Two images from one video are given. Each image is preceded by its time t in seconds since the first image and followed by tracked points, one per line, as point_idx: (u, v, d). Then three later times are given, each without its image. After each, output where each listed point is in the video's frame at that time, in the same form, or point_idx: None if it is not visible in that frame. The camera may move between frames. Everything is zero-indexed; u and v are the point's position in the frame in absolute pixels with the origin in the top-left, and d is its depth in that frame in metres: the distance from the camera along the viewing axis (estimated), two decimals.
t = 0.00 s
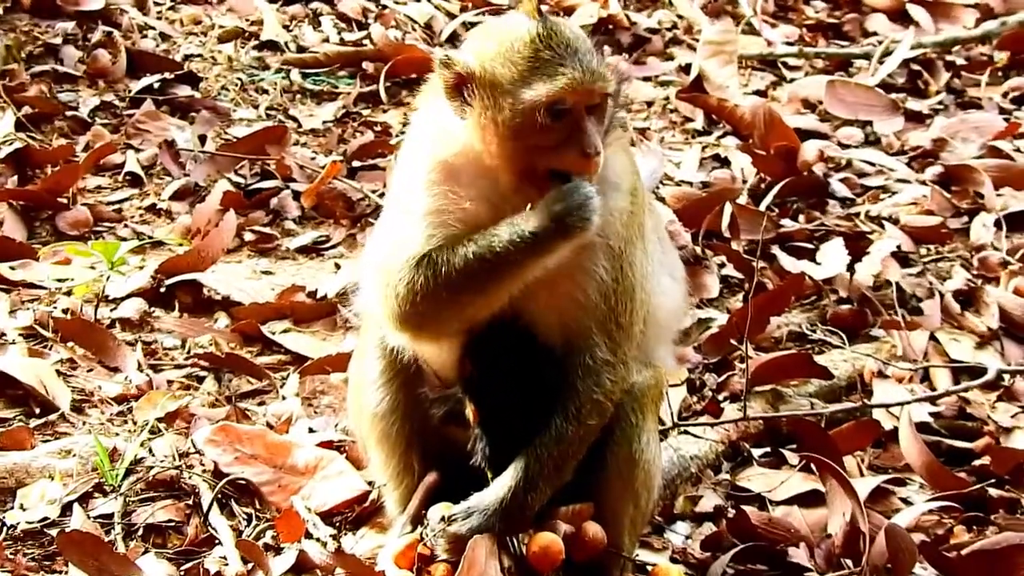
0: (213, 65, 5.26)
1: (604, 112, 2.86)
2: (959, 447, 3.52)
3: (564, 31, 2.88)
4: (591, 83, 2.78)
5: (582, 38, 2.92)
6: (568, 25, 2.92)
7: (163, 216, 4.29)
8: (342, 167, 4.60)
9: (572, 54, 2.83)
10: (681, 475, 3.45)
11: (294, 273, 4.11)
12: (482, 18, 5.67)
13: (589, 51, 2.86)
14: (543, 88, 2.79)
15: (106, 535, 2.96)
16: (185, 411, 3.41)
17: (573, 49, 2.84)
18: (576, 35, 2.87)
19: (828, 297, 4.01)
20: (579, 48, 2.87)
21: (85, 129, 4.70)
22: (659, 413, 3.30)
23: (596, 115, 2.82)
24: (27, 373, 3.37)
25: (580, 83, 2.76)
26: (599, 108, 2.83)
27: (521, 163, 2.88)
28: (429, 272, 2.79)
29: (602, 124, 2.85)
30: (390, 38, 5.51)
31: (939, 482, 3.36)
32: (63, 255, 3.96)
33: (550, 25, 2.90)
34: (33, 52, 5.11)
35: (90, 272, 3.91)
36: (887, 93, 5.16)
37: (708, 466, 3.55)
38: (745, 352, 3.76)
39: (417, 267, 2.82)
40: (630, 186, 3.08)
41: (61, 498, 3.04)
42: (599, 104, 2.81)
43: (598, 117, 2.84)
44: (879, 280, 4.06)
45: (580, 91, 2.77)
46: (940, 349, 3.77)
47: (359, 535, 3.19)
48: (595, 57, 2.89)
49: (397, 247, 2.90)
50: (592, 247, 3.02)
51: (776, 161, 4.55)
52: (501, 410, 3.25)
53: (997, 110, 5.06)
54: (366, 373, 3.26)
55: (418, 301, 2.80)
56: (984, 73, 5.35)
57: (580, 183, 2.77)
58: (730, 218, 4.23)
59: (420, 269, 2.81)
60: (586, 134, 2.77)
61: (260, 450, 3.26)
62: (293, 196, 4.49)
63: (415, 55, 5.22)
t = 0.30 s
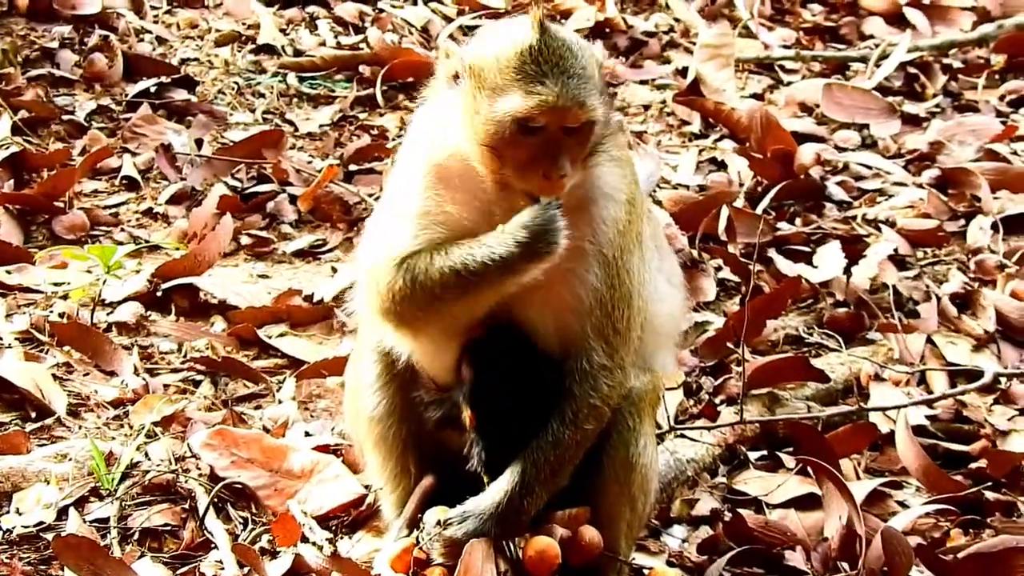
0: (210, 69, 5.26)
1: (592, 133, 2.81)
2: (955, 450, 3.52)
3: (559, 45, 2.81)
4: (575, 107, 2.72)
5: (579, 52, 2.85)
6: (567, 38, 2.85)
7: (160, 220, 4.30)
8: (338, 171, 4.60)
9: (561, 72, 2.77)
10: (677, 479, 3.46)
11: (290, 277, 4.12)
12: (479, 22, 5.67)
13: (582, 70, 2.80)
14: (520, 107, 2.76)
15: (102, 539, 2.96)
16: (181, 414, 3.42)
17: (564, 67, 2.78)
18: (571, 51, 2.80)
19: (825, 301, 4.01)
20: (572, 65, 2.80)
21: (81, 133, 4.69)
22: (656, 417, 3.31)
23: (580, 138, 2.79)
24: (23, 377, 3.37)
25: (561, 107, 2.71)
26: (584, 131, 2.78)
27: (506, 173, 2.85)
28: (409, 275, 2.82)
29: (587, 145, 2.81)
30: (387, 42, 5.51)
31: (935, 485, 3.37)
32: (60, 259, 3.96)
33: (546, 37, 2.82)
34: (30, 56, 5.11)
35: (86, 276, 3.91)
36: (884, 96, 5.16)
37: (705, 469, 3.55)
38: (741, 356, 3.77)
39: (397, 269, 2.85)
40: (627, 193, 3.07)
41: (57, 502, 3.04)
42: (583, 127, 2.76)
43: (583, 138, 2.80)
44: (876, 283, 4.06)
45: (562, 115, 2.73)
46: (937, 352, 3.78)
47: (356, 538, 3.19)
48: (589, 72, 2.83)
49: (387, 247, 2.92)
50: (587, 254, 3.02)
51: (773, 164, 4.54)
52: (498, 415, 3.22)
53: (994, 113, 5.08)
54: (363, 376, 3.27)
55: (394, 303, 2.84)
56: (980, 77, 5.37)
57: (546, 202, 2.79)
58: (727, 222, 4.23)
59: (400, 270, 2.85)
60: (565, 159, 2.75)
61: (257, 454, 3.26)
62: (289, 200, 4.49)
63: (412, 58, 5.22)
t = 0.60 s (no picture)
0: (207, 70, 5.26)
1: (567, 146, 2.76)
2: (952, 453, 3.53)
3: (539, 54, 2.71)
4: (543, 124, 2.67)
5: (563, 61, 2.76)
6: (552, 45, 2.74)
7: (156, 221, 4.30)
8: (335, 172, 4.60)
9: (533, 85, 2.69)
10: (674, 480, 3.46)
11: (287, 278, 4.12)
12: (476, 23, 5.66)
13: (556, 83, 2.71)
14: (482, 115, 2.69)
15: (99, 540, 2.96)
16: (177, 416, 3.42)
17: (538, 79, 2.70)
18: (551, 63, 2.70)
19: (822, 302, 4.02)
20: (551, 77, 2.71)
21: (78, 134, 4.69)
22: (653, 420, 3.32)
23: (551, 154, 2.73)
24: (20, 379, 3.37)
25: (524, 124, 2.66)
26: (555, 147, 2.73)
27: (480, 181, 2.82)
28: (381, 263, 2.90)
29: (560, 159, 2.75)
30: (384, 43, 5.51)
31: (932, 487, 3.37)
32: (56, 260, 3.96)
33: (530, 46, 2.71)
34: (27, 57, 5.10)
35: (83, 277, 3.90)
36: (881, 99, 5.15)
37: (701, 471, 3.55)
38: (738, 358, 3.77)
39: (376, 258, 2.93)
40: (623, 197, 3.07)
41: (54, 503, 3.04)
42: (552, 142, 2.71)
43: (554, 152, 2.74)
44: (873, 285, 4.07)
45: (525, 130, 2.67)
46: (933, 354, 3.78)
47: (352, 540, 3.19)
48: (570, 84, 2.75)
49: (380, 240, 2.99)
50: (581, 257, 3.03)
51: (770, 165, 4.56)
52: (496, 417, 3.19)
53: (991, 115, 5.08)
54: (360, 377, 3.27)
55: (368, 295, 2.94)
56: (977, 79, 5.38)
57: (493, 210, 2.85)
58: (724, 223, 4.23)
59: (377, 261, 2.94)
60: (532, 174, 2.74)
61: (253, 455, 3.26)
62: (286, 201, 4.49)
63: (410, 60, 5.22)
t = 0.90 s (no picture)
0: (204, 71, 5.26)
1: (520, 132, 2.83)
2: (948, 453, 3.53)
3: (498, 41, 2.80)
4: (487, 106, 2.75)
5: (524, 50, 2.83)
6: (513, 34, 2.82)
7: (154, 222, 4.30)
8: (332, 173, 4.61)
9: (486, 69, 2.78)
10: (670, 480, 3.46)
11: (284, 279, 4.13)
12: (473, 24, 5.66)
13: (509, 70, 2.80)
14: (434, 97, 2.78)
15: (95, 540, 2.97)
16: (174, 416, 3.42)
17: (490, 63, 2.78)
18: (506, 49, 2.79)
19: (818, 303, 4.02)
20: (505, 62, 2.80)
21: (76, 135, 4.70)
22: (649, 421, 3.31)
23: (503, 137, 2.83)
24: (17, 380, 3.38)
25: (470, 108, 2.74)
26: (507, 133, 2.82)
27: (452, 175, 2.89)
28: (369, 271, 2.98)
29: (515, 144, 2.84)
30: (381, 43, 5.51)
31: (927, 487, 3.38)
32: (53, 261, 3.97)
33: (498, 33, 2.80)
34: (24, 58, 5.11)
35: (80, 278, 3.90)
36: (878, 99, 5.15)
37: (697, 471, 3.56)
38: (734, 358, 3.77)
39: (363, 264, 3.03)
40: (618, 197, 3.04)
41: (50, 503, 3.05)
42: (503, 126, 2.80)
43: (506, 140, 2.84)
44: (869, 286, 4.07)
45: (474, 114, 2.76)
46: (930, 354, 3.79)
47: (349, 540, 3.20)
48: (528, 71, 2.83)
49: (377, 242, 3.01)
50: (575, 256, 3.00)
51: (767, 166, 4.56)
52: (497, 415, 3.22)
53: (988, 116, 5.09)
54: (358, 377, 3.27)
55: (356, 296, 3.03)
56: (974, 79, 5.39)
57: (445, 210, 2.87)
58: (720, 224, 4.23)
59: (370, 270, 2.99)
60: (482, 162, 2.79)
61: (250, 455, 3.26)
62: (283, 202, 4.50)
63: (407, 60, 5.22)
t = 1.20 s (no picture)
0: (200, 70, 5.27)
1: (495, 140, 2.84)
2: (943, 452, 3.54)
3: (469, 52, 2.86)
4: (458, 116, 2.78)
5: (495, 58, 2.88)
6: (484, 43, 2.88)
7: (150, 221, 4.31)
8: (328, 172, 4.62)
9: (456, 79, 2.82)
10: (665, 479, 3.47)
11: (280, 278, 4.14)
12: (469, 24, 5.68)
13: (478, 79, 2.83)
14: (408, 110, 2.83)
15: (93, 537, 2.97)
16: (171, 414, 3.42)
17: (460, 73, 2.83)
18: (476, 58, 2.84)
19: (814, 303, 4.03)
20: (476, 71, 2.84)
21: (72, 134, 4.71)
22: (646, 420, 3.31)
23: (478, 146, 2.82)
24: (14, 377, 3.38)
25: (443, 118, 2.77)
26: (481, 141, 2.82)
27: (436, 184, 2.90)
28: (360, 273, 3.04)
29: (492, 154, 2.84)
30: (377, 43, 5.52)
31: (923, 486, 3.38)
32: (51, 259, 3.97)
33: (470, 42, 2.88)
34: (21, 57, 5.12)
35: (77, 276, 3.91)
36: (873, 100, 5.16)
37: (693, 470, 3.56)
38: (730, 358, 3.78)
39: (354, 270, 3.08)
40: (607, 197, 3.02)
41: (48, 500, 3.05)
42: (476, 135, 2.81)
43: (484, 147, 2.83)
44: (865, 286, 4.08)
45: (449, 123, 2.78)
46: (925, 354, 3.80)
47: (345, 538, 3.21)
48: (500, 79, 2.86)
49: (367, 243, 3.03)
50: (566, 256, 2.99)
51: (763, 166, 4.57)
52: (490, 416, 3.22)
53: (983, 117, 5.10)
54: (354, 375, 3.27)
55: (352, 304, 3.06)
56: (970, 80, 5.40)
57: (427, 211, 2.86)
58: (716, 224, 4.25)
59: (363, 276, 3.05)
60: (464, 171, 2.81)
61: (247, 454, 3.27)
62: (279, 201, 4.51)
63: (402, 60, 5.23)
